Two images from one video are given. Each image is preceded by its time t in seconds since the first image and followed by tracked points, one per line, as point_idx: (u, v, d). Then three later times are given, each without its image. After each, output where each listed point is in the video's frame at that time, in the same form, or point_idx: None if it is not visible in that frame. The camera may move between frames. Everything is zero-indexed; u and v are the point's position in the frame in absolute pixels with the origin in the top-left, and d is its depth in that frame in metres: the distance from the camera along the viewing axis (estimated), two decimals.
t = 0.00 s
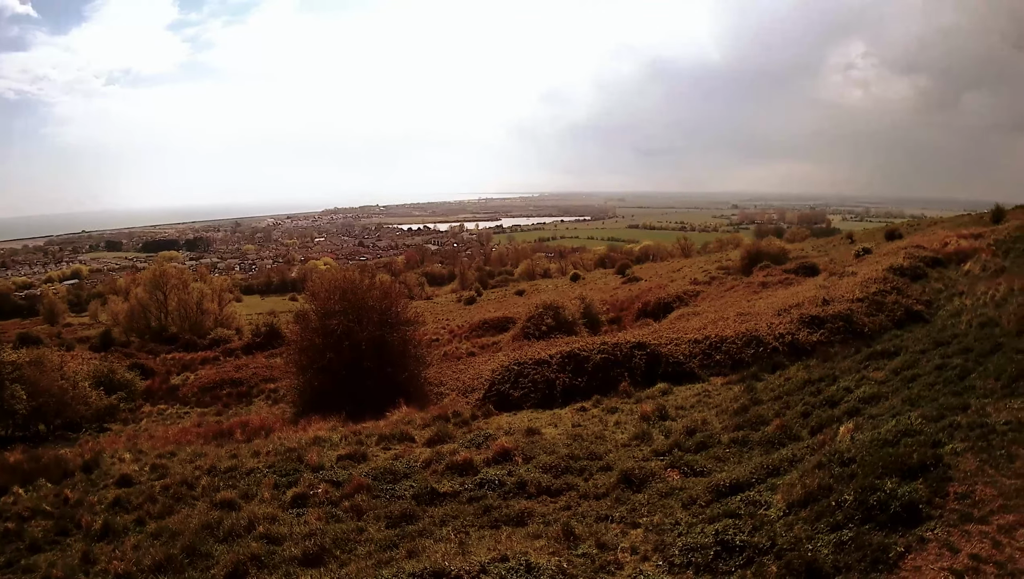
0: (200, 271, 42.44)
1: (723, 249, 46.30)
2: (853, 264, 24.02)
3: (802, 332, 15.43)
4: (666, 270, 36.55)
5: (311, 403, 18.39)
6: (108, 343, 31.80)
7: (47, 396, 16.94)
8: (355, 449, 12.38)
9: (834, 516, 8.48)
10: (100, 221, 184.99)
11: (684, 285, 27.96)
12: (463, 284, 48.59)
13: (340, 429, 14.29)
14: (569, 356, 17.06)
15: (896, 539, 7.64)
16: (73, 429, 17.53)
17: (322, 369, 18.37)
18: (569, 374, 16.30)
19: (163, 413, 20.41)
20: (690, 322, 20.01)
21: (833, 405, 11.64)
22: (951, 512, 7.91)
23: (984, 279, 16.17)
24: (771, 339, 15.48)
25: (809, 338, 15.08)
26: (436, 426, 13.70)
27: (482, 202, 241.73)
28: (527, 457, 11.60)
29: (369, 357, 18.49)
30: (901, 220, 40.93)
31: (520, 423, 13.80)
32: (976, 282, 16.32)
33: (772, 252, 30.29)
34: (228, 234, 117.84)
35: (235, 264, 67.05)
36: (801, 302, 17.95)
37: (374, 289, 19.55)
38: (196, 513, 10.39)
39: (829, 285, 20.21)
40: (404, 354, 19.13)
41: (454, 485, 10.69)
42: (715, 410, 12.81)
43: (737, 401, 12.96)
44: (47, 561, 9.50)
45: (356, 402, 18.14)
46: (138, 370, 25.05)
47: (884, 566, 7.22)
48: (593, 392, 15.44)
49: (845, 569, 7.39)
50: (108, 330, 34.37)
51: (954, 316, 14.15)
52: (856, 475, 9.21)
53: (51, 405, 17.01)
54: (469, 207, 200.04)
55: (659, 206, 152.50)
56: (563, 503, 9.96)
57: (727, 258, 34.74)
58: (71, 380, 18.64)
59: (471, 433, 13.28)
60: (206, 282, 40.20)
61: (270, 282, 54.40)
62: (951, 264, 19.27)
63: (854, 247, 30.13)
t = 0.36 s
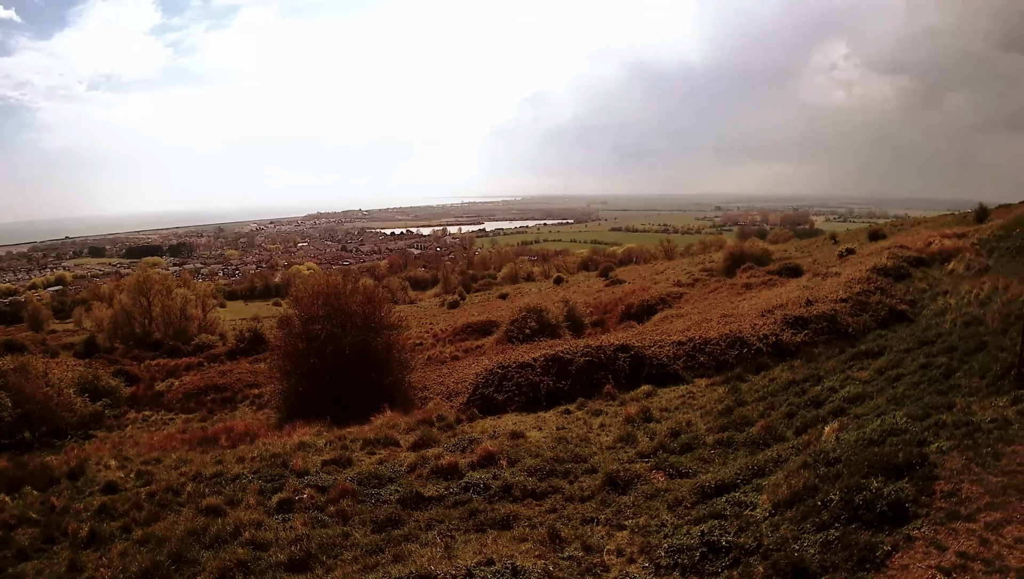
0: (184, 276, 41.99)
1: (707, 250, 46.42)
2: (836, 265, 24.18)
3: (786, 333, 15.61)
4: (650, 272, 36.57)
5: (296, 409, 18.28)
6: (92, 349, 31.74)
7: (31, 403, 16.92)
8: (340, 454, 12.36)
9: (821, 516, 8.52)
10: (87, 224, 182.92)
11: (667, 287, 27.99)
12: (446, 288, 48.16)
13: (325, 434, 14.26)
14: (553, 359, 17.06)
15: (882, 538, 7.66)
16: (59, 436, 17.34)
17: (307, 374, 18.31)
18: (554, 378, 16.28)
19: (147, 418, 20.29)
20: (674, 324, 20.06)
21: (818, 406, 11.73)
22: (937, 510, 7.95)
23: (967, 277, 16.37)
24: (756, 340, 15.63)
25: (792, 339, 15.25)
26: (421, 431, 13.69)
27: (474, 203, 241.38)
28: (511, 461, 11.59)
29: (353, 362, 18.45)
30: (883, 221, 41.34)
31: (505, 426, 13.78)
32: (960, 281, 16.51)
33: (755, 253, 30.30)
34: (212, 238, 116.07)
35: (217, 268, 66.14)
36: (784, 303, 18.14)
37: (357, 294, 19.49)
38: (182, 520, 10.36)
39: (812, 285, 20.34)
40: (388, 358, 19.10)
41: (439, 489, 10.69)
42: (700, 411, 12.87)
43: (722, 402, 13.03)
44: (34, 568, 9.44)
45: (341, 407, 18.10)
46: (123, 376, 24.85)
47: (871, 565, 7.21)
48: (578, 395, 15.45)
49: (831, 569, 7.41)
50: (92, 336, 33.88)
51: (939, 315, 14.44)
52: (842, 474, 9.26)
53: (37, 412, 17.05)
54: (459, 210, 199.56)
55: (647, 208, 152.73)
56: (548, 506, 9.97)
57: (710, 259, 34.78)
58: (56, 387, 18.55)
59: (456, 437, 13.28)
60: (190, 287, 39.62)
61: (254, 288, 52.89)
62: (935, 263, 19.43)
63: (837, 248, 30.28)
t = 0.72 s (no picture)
0: (169, 282, 41.65)
1: (691, 255, 46.46)
2: (820, 269, 24.32)
3: (770, 336, 15.82)
4: (635, 277, 36.55)
5: (280, 416, 18.10)
6: (77, 357, 31.49)
7: (17, 411, 16.86)
8: (325, 461, 12.34)
9: (806, 519, 8.54)
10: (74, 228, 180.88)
11: (652, 291, 28.01)
12: (430, 293, 47.88)
13: (310, 441, 14.23)
14: (537, 365, 17.04)
15: (869, 541, 7.67)
16: (45, 444, 17.29)
17: (291, 381, 18.25)
18: (538, 383, 16.28)
19: (132, 426, 20.17)
20: (658, 329, 20.14)
21: (803, 408, 11.84)
22: (924, 511, 7.98)
23: (951, 279, 16.56)
24: (741, 344, 15.79)
25: (776, 343, 15.37)
26: (406, 437, 13.68)
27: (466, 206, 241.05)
28: (496, 467, 11.59)
29: (337, 368, 18.41)
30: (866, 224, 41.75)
31: (489, 433, 13.76)
32: (943, 283, 16.70)
33: (740, 257, 30.21)
34: (198, 243, 114.37)
35: (200, 273, 65.09)
36: (769, 307, 18.38)
37: (341, 301, 19.46)
38: (167, 528, 10.32)
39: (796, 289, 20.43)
40: (372, 365, 19.07)
41: (424, 495, 10.68)
42: (685, 415, 12.93)
43: (706, 407, 13.09)
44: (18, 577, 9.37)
45: (326, 414, 18.05)
46: (107, 384, 24.66)
47: (858, 568, 7.22)
48: (562, 401, 15.48)
49: (818, 572, 7.41)
50: (76, 343, 33.39)
51: (923, 316, 14.65)
52: (827, 477, 9.30)
53: (23, 420, 16.93)
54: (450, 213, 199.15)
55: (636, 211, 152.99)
56: (533, 512, 9.96)
57: (695, 264, 34.79)
58: (41, 395, 18.43)
59: (441, 443, 13.27)
60: (175, 293, 39.11)
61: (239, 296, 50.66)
62: (921, 264, 19.51)
63: (820, 251, 30.42)
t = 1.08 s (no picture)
0: (157, 288, 41.41)
1: (678, 259, 46.58)
2: (808, 273, 24.42)
3: (759, 341, 16.10)
4: (622, 281, 36.57)
5: (269, 421, 18.25)
6: (66, 363, 31.19)
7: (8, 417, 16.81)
8: (315, 468, 12.33)
9: (796, 522, 8.56)
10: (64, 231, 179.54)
11: (639, 296, 28.06)
12: (418, 298, 47.73)
13: (299, 447, 14.23)
14: (526, 370, 17.02)
15: (859, 543, 7.68)
16: (34, 451, 17.25)
17: (280, 387, 18.23)
18: (526, 389, 16.27)
19: (121, 432, 20.09)
20: (647, 333, 20.26)
21: (791, 412, 11.99)
22: (914, 513, 8.00)
23: (939, 281, 16.64)
24: (729, 347, 16.04)
25: (765, 346, 15.70)
26: (395, 443, 13.68)
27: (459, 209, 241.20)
28: (485, 472, 11.60)
29: (326, 374, 18.39)
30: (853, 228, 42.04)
31: (478, 438, 13.76)
32: (932, 286, 16.77)
33: (727, 261, 30.17)
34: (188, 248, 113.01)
35: (188, 278, 64.59)
36: (758, 311, 18.68)
37: (329, 306, 19.42)
38: (158, 535, 10.30)
39: (785, 293, 20.74)
40: (361, 370, 19.05)
41: (414, 501, 10.67)
42: (674, 420, 12.99)
43: (695, 411, 13.16)
44: None
45: (315, 420, 18.03)
46: (96, 390, 24.54)
47: (848, 570, 7.23)
48: (550, 406, 15.50)
49: (809, 575, 7.42)
50: (64, 349, 33.18)
51: (912, 320, 14.80)
52: (816, 480, 9.33)
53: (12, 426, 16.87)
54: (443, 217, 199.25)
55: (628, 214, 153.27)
56: (522, 517, 9.96)
57: (682, 268, 34.84)
58: (30, 402, 18.34)
59: (430, 449, 13.27)
60: (163, 299, 38.82)
61: (226, 301, 50.33)
62: (909, 268, 19.91)
63: (807, 255, 30.60)
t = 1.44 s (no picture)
0: (142, 287, 41.09)
1: (662, 258, 46.62)
2: (792, 271, 24.50)
3: (743, 339, 16.15)
4: (606, 280, 36.53)
5: (253, 420, 18.22)
6: (51, 363, 30.73)
7: None
8: (298, 467, 12.32)
9: (780, 520, 8.58)
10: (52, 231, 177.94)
11: (622, 294, 28.07)
12: (402, 297, 47.43)
13: (283, 447, 14.22)
14: (509, 368, 17.02)
15: (844, 541, 7.70)
16: (19, 451, 17.18)
17: (264, 387, 18.20)
18: (509, 387, 16.27)
19: (105, 432, 20.02)
20: (631, 331, 20.28)
21: (776, 410, 12.00)
22: (898, 511, 8.03)
23: (923, 280, 16.73)
24: (715, 346, 16.04)
25: (748, 344, 15.76)
26: (378, 442, 13.67)
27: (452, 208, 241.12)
28: (468, 471, 11.60)
29: (310, 373, 18.37)
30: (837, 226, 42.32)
31: (461, 437, 13.76)
32: (917, 284, 16.86)
33: (711, 260, 30.14)
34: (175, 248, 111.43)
35: (173, 278, 64.07)
36: (742, 309, 18.75)
37: (313, 305, 19.40)
38: (142, 535, 10.28)
39: (769, 292, 20.88)
40: (345, 370, 19.04)
41: (397, 500, 10.67)
42: (658, 418, 13.02)
43: (679, 409, 13.21)
44: None
45: (299, 420, 18.01)
46: (80, 390, 24.41)
47: (833, 568, 7.25)
48: (534, 405, 15.52)
49: (793, 573, 7.43)
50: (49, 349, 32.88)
51: (897, 318, 14.91)
52: (800, 478, 9.36)
53: None
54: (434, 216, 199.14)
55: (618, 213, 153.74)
56: (506, 516, 9.97)
57: (665, 267, 34.83)
58: (14, 402, 18.27)
59: (414, 447, 13.27)
60: (147, 299, 38.65)
61: (211, 300, 50.03)
62: (893, 267, 20.08)
63: (791, 253, 30.71)
